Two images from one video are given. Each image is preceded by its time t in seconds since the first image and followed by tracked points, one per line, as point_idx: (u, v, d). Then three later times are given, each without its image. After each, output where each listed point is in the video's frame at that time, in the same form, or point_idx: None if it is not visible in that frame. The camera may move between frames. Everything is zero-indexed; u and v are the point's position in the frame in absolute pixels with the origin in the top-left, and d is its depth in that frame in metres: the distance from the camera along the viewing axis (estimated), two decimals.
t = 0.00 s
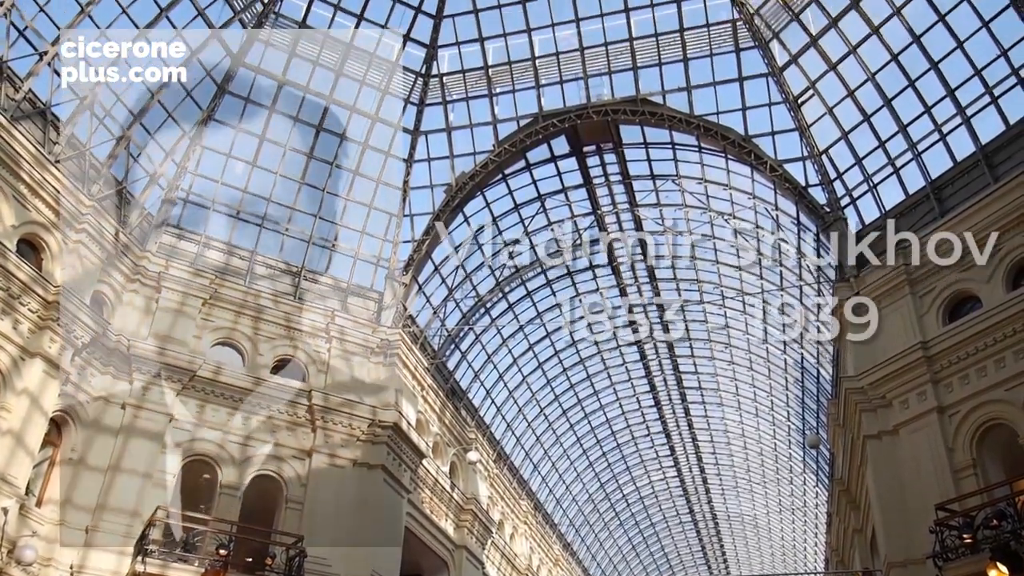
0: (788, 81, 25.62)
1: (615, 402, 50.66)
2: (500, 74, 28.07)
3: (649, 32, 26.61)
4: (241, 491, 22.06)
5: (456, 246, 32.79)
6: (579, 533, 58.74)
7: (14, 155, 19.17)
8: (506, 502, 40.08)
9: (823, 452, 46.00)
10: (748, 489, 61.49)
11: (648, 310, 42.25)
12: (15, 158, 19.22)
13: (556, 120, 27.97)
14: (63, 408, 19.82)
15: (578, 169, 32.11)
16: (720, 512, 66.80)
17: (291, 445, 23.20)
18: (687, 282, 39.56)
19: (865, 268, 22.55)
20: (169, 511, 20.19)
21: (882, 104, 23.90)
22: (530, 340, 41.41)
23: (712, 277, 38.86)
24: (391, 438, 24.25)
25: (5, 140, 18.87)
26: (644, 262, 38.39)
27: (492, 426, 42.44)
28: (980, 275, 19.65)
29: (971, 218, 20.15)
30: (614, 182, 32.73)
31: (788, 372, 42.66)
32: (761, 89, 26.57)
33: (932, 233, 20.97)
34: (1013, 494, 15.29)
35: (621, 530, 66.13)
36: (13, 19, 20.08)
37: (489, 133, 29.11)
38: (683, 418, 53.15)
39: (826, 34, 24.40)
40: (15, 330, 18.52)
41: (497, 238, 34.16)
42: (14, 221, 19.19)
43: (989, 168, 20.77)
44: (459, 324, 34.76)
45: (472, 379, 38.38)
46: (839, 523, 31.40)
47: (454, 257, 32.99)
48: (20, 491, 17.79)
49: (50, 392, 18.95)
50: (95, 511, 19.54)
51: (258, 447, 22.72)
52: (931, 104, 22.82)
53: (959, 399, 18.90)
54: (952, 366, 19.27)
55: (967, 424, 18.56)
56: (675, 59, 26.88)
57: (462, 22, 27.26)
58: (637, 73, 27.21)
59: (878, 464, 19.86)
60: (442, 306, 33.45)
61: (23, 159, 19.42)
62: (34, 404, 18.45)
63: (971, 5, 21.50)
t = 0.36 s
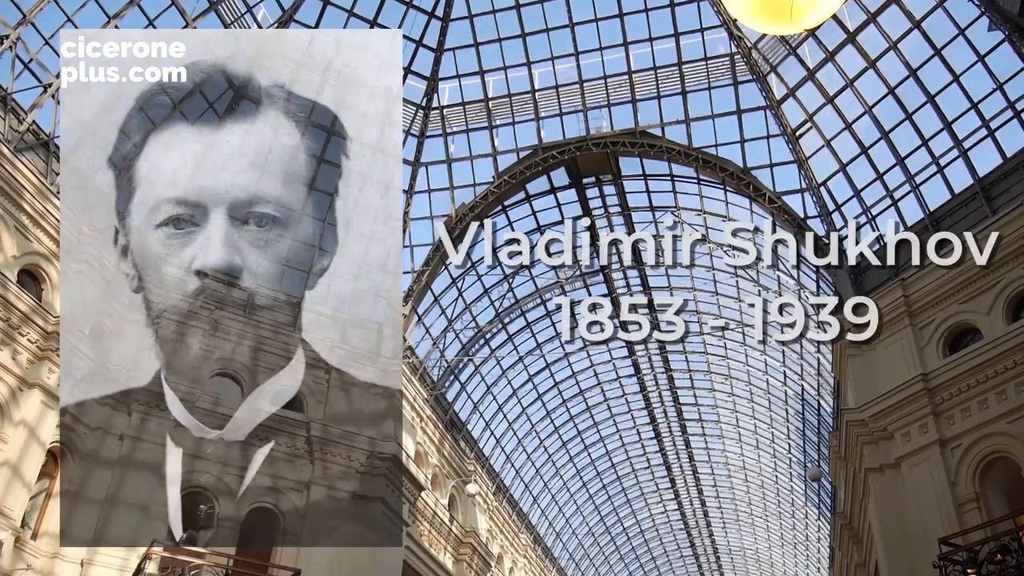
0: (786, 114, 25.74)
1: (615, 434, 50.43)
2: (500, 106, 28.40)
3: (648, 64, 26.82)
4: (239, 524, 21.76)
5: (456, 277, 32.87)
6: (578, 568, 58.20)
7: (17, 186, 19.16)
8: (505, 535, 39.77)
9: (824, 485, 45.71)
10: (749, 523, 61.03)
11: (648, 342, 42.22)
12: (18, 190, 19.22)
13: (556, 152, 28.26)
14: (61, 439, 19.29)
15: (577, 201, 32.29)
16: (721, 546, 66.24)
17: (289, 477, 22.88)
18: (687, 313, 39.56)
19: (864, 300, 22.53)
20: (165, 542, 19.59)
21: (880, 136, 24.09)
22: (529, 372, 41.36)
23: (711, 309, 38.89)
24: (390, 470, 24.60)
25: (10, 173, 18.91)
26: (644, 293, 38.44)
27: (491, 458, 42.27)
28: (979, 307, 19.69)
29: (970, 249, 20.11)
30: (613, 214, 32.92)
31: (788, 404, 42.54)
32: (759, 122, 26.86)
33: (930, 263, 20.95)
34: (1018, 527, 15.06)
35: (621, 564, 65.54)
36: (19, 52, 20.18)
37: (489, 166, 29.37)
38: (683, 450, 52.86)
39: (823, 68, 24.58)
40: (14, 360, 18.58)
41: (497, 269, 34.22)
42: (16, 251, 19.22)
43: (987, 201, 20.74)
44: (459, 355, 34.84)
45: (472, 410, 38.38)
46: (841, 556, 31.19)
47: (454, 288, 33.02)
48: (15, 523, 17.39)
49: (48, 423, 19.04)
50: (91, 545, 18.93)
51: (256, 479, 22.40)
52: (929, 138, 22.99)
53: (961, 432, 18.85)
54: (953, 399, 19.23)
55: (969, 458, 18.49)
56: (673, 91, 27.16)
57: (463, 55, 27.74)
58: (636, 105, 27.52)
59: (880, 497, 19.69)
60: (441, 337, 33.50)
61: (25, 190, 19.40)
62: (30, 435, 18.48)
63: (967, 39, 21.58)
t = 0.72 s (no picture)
0: (785, 143, 25.88)
1: (616, 465, 50.06)
2: (500, 135, 28.39)
3: (648, 94, 26.92)
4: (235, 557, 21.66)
5: (455, 306, 32.81)
6: None
7: (17, 216, 19.04)
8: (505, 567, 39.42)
9: (825, 517, 45.36)
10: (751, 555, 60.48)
11: (648, 372, 42.02)
12: (19, 220, 19.10)
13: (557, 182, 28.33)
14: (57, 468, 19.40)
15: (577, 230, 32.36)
16: None
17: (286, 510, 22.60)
18: (687, 342, 39.43)
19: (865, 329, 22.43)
20: None
21: (878, 166, 24.00)
22: (529, 403, 41.18)
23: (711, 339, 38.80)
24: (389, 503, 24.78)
25: (12, 203, 18.83)
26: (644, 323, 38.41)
27: (490, 489, 41.94)
28: (980, 337, 19.63)
29: (967, 279, 20.03)
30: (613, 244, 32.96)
31: (789, 435, 42.32)
32: (758, 152, 27.01)
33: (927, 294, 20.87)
34: (1021, 561, 14.72)
35: None
36: (22, 82, 20.36)
37: (488, 196, 29.19)
38: (683, 481, 52.48)
39: (820, 98, 24.67)
40: (12, 390, 18.26)
41: (497, 299, 34.11)
42: (17, 280, 19.11)
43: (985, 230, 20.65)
44: (458, 386, 34.73)
45: (472, 441, 38.20)
46: None
47: (454, 317, 32.94)
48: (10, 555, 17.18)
49: (44, 454, 18.83)
50: None
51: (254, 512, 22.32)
52: (926, 167, 22.84)
53: (963, 464, 18.70)
54: (955, 430, 19.07)
55: (972, 490, 18.36)
56: (673, 122, 27.27)
57: (463, 85, 27.74)
58: (635, 135, 27.65)
59: (883, 531, 19.58)
60: (441, 367, 33.40)
61: (27, 221, 19.33)
62: (25, 465, 18.23)
63: (963, 69, 21.58)
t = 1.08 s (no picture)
0: (783, 171, 25.99)
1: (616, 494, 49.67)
2: (500, 163, 28.50)
3: (648, 121, 27.07)
4: None
5: (455, 333, 32.74)
6: None
7: (19, 243, 19.04)
8: None
9: (829, 547, 44.92)
10: None
11: (648, 400, 41.85)
12: (20, 247, 19.10)
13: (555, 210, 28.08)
14: (54, 499, 19.19)
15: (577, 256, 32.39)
16: None
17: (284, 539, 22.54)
18: (687, 370, 39.28)
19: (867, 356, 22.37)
20: None
21: (876, 193, 24.12)
22: (529, 431, 40.98)
23: (712, 366, 38.68)
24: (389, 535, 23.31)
25: (13, 230, 18.81)
26: (643, 350, 38.30)
27: (490, 519, 41.59)
28: (981, 363, 19.54)
29: (967, 305, 19.99)
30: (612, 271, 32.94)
31: (791, 463, 42.03)
32: (757, 178, 27.20)
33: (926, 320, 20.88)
34: None
35: None
36: (26, 110, 20.45)
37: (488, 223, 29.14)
38: (685, 511, 52.01)
39: (818, 125, 24.61)
40: (12, 419, 18.17)
41: (496, 326, 33.97)
42: (17, 307, 19.07)
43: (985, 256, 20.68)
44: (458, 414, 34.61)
45: (471, 470, 38.00)
46: None
47: (453, 344, 32.84)
48: None
49: (43, 484, 18.64)
50: None
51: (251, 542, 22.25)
52: (925, 194, 22.95)
53: (966, 493, 18.56)
54: (957, 458, 18.93)
55: (976, 519, 18.19)
56: (672, 148, 27.38)
57: (462, 113, 27.81)
58: (634, 162, 27.76)
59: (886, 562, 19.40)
60: (440, 395, 33.28)
61: (28, 247, 19.33)
62: (24, 494, 18.09)
63: (960, 96, 21.63)
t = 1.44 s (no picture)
0: (784, 197, 25.80)
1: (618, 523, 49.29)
2: (500, 190, 28.53)
3: (648, 147, 27.17)
4: None
5: (456, 360, 32.64)
6: None
7: (20, 270, 19.07)
8: None
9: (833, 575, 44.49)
10: None
11: (649, 427, 41.60)
12: (21, 274, 19.10)
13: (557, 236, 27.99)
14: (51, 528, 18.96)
15: (577, 283, 32.33)
16: None
17: (285, 568, 23.03)
18: (688, 397, 39.08)
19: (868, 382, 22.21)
20: None
21: (877, 219, 24.08)
22: (530, 459, 40.76)
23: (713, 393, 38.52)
24: (388, 560, 23.71)
25: (14, 256, 18.81)
26: (644, 375, 38.12)
27: (491, 547, 41.29)
28: (984, 389, 19.48)
29: (968, 330, 19.92)
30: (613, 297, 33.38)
31: (794, 490, 41.71)
32: (757, 206, 27.24)
33: (928, 346, 20.82)
34: None
35: None
36: (29, 137, 20.48)
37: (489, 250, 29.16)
38: (687, 539, 51.61)
39: (818, 151, 24.54)
40: (11, 447, 18.08)
41: (497, 353, 33.84)
42: (18, 335, 19.05)
43: (986, 282, 20.72)
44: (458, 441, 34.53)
45: (472, 498, 37.80)
46: None
47: (453, 371, 32.73)
48: None
49: (42, 513, 18.45)
50: None
51: (250, 569, 22.32)
52: (925, 219, 23.01)
53: (971, 520, 18.40)
54: (962, 485, 18.78)
55: (982, 547, 18.04)
56: (672, 175, 27.46)
57: (463, 139, 27.92)
58: (635, 188, 27.75)
59: None
60: (441, 423, 33.15)
61: (29, 274, 19.32)
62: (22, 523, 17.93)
63: (959, 121, 21.65)
